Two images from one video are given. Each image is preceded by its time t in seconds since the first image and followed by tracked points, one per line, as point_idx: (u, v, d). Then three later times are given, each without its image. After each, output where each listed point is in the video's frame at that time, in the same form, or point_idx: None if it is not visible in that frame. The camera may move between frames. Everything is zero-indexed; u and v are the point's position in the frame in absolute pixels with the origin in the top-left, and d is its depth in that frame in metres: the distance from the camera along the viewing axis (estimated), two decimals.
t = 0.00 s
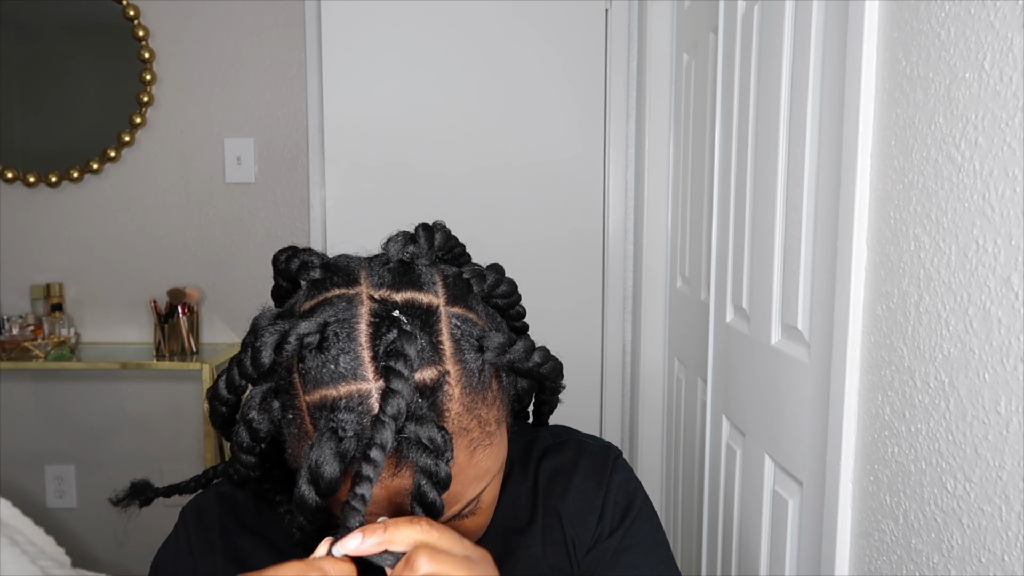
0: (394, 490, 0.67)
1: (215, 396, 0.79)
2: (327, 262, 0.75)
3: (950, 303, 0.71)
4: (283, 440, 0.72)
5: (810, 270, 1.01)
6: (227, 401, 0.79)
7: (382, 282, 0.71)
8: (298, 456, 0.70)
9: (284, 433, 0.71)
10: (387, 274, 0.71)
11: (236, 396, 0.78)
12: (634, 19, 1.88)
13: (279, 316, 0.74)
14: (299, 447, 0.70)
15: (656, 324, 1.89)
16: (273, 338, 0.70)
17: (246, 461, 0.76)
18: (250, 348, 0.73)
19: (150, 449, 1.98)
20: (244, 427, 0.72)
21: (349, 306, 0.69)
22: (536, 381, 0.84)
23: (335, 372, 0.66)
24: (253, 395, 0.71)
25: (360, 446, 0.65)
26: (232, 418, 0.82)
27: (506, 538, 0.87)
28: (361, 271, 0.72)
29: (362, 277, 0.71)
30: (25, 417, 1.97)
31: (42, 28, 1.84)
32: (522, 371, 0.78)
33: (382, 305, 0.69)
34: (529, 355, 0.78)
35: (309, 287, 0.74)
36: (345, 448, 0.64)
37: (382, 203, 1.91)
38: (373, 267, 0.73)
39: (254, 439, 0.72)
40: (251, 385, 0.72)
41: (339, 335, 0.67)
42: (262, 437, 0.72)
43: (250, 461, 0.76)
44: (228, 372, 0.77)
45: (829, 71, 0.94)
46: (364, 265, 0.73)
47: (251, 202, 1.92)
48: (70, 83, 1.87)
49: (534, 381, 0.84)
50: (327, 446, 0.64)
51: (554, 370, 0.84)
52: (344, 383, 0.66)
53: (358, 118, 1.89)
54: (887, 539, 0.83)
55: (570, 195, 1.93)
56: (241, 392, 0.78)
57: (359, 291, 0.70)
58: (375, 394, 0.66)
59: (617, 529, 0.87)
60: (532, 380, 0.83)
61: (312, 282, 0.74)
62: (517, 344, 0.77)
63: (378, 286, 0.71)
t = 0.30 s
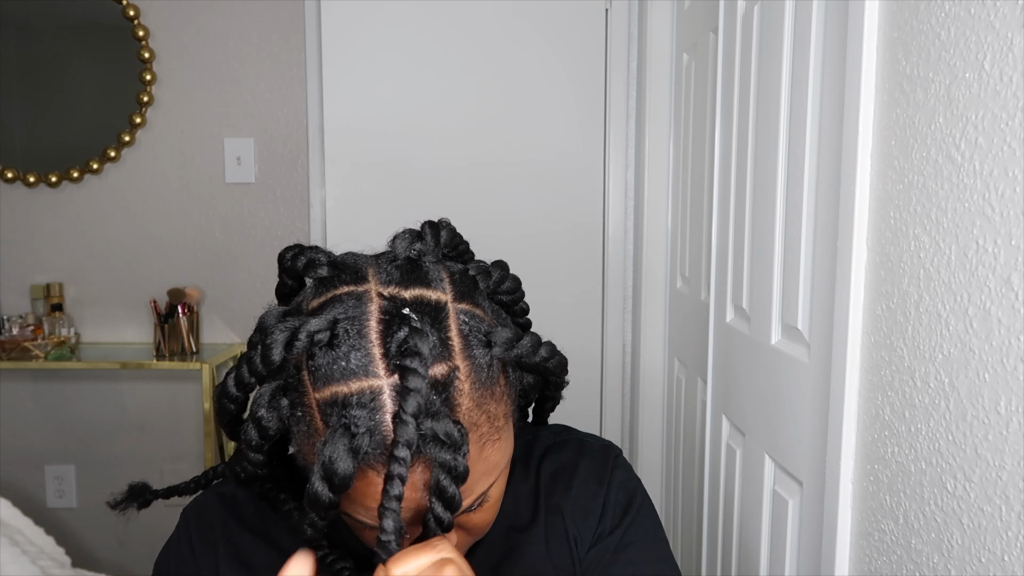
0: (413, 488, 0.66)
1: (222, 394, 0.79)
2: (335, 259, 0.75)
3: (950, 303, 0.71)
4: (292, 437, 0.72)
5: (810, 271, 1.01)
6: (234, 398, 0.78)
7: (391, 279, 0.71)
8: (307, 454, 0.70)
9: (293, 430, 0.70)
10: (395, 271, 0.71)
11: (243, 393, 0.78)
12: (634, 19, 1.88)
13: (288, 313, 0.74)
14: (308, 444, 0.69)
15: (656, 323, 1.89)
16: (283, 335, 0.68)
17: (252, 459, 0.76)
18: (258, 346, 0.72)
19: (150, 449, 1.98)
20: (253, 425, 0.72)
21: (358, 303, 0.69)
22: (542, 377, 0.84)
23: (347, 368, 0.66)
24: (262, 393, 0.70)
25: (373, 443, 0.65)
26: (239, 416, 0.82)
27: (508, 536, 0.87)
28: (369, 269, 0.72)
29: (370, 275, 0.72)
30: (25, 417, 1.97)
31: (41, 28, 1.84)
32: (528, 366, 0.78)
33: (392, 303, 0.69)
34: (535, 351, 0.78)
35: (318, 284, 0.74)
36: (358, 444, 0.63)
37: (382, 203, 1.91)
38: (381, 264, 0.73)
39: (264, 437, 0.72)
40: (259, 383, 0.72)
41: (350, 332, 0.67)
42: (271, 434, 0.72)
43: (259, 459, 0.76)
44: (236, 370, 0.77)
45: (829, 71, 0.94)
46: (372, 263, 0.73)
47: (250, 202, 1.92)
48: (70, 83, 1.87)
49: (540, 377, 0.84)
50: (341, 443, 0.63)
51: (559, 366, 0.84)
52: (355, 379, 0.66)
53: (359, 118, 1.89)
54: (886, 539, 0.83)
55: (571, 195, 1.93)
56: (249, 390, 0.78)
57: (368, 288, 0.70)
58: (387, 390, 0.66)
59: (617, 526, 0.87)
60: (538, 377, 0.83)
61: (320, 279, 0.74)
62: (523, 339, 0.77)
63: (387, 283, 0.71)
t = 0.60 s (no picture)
0: (405, 488, 0.67)
1: (223, 394, 0.79)
2: (334, 261, 0.75)
3: (950, 303, 0.71)
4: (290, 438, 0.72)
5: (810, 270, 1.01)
6: (235, 398, 0.79)
7: (389, 282, 0.71)
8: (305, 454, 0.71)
9: (291, 431, 0.71)
10: (393, 274, 0.72)
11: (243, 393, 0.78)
12: (634, 19, 1.88)
13: (287, 315, 0.74)
14: (305, 445, 0.70)
15: (656, 323, 1.89)
16: (281, 337, 0.69)
17: (252, 458, 0.76)
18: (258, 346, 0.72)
19: (150, 449, 1.98)
20: (251, 426, 0.72)
21: (355, 306, 0.69)
22: (540, 381, 0.83)
23: (343, 371, 0.66)
24: (260, 393, 0.71)
25: (367, 445, 0.65)
26: (240, 415, 0.81)
27: (510, 535, 0.87)
28: (367, 271, 0.72)
29: (368, 277, 0.72)
30: (25, 417, 1.97)
31: (41, 28, 1.84)
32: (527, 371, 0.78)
33: (390, 306, 0.69)
34: (533, 354, 0.78)
35: (317, 286, 0.74)
36: (352, 445, 0.64)
37: (383, 203, 1.91)
38: (380, 267, 0.73)
39: (261, 438, 0.72)
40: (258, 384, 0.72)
41: (346, 334, 0.67)
42: (269, 435, 0.72)
43: (257, 458, 0.76)
44: (236, 370, 0.77)
45: (829, 71, 0.94)
46: (371, 266, 0.73)
47: (250, 202, 1.92)
48: (70, 83, 1.87)
49: (539, 380, 0.84)
50: (334, 444, 0.63)
51: (558, 370, 0.84)
52: (351, 382, 0.66)
53: (358, 118, 1.89)
54: (887, 539, 0.83)
55: (571, 195, 1.93)
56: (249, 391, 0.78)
57: (365, 290, 0.70)
58: (382, 393, 0.66)
59: (620, 527, 0.87)
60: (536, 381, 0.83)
61: (320, 281, 0.74)
62: (522, 343, 0.76)
63: (385, 285, 0.71)
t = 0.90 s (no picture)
0: (398, 493, 0.65)
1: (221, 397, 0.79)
2: (331, 263, 0.75)
3: (951, 303, 0.71)
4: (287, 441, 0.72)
5: (809, 270, 1.01)
6: (233, 400, 0.79)
7: (385, 285, 0.71)
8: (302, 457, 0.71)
9: (289, 434, 0.71)
10: (390, 277, 0.72)
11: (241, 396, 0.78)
12: (634, 19, 1.88)
13: (284, 318, 0.74)
14: (302, 447, 0.70)
15: (656, 323, 1.89)
16: (277, 341, 0.69)
17: (251, 461, 0.76)
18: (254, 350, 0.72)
19: (150, 449, 1.98)
20: (249, 428, 0.72)
21: (351, 309, 0.69)
22: (539, 383, 0.84)
23: (338, 374, 0.66)
24: (257, 396, 0.71)
25: (362, 448, 0.64)
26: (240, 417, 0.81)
27: (510, 534, 0.87)
28: (364, 274, 0.73)
29: (365, 280, 0.72)
30: (25, 416, 1.97)
31: (41, 28, 1.84)
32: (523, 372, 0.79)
33: (385, 309, 0.69)
34: (530, 357, 0.79)
35: (314, 289, 0.74)
36: (347, 450, 0.63)
37: (382, 202, 1.91)
38: (377, 270, 0.73)
39: (259, 440, 0.72)
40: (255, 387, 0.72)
41: (341, 338, 0.67)
42: (267, 437, 0.72)
43: (255, 460, 0.76)
44: (234, 373, 0.77)
45: (829, 71, 0.94)
46: (367, 268, 0.74)
47: (251, 202, 1.92)
48: (70, 83, 1.87)
49: (537, 381, 0.84)
50: (329, 448, 0.62)
51: (556, 371, 0.84)
52: (346, 385, 0.66)
53: (358, 118, 1.89)
54: (887, 539, 0.83)
55: (571, 195, 1.92)
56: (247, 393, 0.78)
57: (361, 293, 0.71)
58: (377, 397, 0.65)
59: (621, 527, 0.87)
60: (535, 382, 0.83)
61: (317, 283, 0.74)
62: (518, 346, 0.77)
63: (381, 289, 0.71)
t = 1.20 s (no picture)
0: (410, 473, 0.65)
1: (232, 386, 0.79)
2: (339, 252, 0.75)
3: (950, 303, 0.71)
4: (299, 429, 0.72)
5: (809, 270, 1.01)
6: (243, 389, 0.79)
7: (393, 268, 0.71)
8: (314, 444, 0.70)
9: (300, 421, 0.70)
10: (398, 261, 0.72)
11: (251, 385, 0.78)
12: (634, 19, 1.88)
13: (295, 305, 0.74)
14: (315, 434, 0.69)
15: (656, 323, 1.89)
16: (287, 325, 0.70)
17: (263, 451, 0.76)
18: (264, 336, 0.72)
19: (150, 449, 1.98)
20: (261, 418, 0.72)
21: (361, 293, 0.69)
22: (548, 367, 0.84)
23: (350, 356, 0.66)
24: (268, 385, 0.71)
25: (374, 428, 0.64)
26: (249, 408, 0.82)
27: (518, 535, 0.87)
28: (372, 259, 0.73)
29: (374, 265, 0.72)
30: (25, 416, 1.97)
31: (41, 28, 1.84)
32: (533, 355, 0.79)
33: (394, 290, 0.69)
34: (540, 338, 0.79)
35: (323, 278, 0.75)
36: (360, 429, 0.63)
37: (382, 203, 1.91)
38: (385, 256, 0.73)
39: (271, 429, 0.72)
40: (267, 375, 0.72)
41: (352, 320, 0.67)
42: (279, 426, 0.72)
43: (267, 452, 0.76)
44: (243, 362, 0.77)
45: (829, 71, 0.94)
46: (376, 255, 0.73)
47: (251, 202, 1.92)
48: (70, 83, 1.87)
49: (546, 368, 0.84)
50: (342, 428, 0.62)
51: (565, 356, 0.85)
52: (358, 366, 0.66)
53: (358, 118, 1.89)
54: (887, 539, 0.83)
55: (571, 194, 1.92)
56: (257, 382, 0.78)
57: (371, 278, 0.71)
58: (389, 375, 0.65)
59: (621, 531, 0.88)
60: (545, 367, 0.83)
61: (325, 272, 0.75)
62: (527, 327, 0.77)
63: (389, 272, 0.71)
